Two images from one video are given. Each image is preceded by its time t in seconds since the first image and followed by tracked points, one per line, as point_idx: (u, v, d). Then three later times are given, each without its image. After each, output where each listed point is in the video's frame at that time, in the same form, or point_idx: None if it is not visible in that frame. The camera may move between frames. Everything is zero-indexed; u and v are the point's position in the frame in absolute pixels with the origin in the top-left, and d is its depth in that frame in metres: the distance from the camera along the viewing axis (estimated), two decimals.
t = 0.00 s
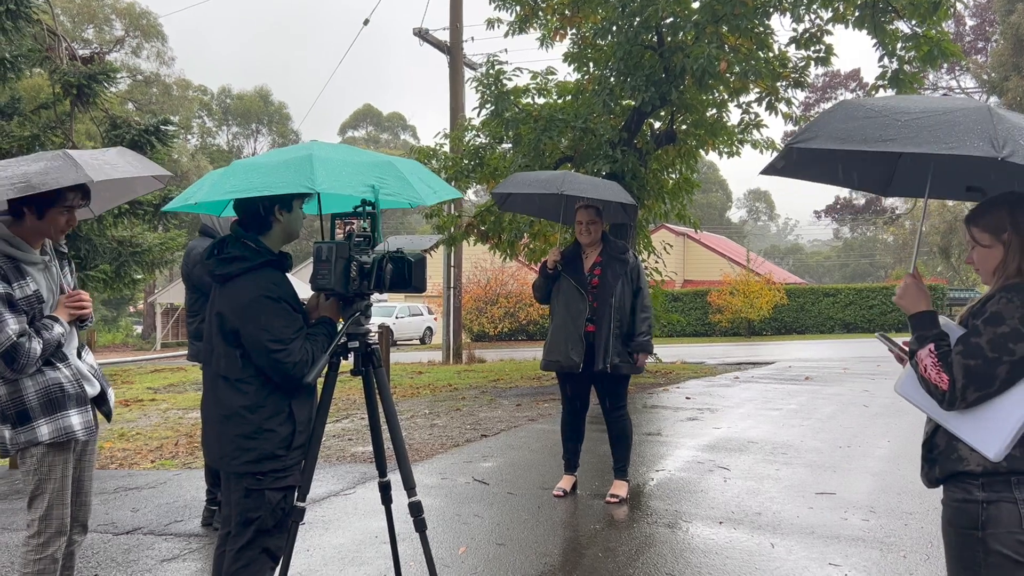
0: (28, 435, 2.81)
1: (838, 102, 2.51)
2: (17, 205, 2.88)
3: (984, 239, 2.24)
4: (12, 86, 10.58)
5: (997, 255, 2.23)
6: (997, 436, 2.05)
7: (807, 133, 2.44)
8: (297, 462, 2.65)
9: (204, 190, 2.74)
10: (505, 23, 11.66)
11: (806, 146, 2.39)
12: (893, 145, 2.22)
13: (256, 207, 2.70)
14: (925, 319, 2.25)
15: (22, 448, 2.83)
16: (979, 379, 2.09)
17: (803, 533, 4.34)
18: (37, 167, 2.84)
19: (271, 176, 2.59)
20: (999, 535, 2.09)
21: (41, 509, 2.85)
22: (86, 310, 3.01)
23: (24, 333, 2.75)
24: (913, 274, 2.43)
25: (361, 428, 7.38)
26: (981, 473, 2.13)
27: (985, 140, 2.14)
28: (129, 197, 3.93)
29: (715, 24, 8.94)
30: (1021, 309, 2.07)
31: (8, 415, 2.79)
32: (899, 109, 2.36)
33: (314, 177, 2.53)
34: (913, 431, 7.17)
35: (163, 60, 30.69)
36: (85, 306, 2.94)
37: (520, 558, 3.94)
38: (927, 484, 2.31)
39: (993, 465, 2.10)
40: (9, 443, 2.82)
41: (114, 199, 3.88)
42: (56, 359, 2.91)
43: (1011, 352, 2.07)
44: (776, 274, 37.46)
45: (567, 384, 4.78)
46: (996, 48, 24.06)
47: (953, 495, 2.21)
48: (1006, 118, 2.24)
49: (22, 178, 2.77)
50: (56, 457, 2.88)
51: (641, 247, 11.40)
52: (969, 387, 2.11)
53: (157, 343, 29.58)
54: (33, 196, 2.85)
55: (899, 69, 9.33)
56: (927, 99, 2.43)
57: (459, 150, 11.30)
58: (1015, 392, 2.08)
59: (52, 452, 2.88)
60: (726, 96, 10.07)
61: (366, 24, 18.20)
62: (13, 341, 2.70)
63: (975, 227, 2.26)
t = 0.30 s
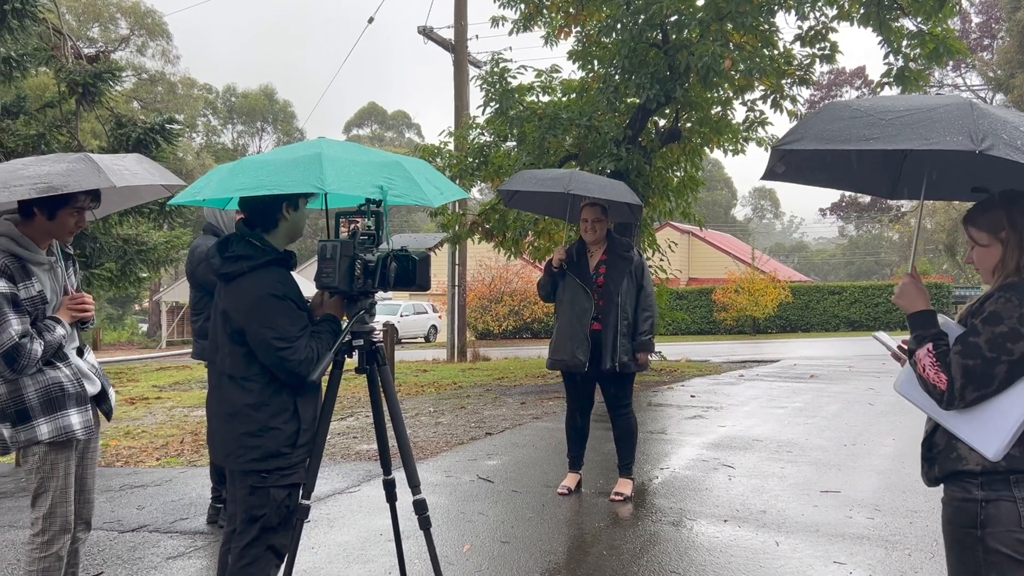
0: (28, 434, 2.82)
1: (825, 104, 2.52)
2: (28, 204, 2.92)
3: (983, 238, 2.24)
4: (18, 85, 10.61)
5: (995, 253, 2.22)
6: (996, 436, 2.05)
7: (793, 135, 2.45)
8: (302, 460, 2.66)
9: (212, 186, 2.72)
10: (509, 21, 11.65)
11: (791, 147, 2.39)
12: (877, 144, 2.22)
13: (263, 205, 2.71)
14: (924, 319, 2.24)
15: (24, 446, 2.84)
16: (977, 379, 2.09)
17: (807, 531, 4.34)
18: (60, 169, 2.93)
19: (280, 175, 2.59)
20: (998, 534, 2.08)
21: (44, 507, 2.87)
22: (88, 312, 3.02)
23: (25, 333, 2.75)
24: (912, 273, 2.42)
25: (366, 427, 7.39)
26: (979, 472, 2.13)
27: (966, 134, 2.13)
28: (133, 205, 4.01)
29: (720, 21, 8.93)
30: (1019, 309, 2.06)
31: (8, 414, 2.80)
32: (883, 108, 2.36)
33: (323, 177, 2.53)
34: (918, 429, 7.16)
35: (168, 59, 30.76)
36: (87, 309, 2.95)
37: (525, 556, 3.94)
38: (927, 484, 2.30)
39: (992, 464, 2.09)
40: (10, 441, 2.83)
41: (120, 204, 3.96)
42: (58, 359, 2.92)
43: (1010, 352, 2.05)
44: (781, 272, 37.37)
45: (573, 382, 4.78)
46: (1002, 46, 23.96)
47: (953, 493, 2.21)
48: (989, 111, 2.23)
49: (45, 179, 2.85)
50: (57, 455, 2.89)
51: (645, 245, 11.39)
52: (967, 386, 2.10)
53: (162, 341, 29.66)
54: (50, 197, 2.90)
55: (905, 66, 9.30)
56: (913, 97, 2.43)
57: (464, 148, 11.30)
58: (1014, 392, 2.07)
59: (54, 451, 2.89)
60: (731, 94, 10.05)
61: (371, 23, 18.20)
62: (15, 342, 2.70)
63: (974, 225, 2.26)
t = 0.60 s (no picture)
0: (32, 431, 2.84)
1: (814, 104, 2.51)
2: (36, 200, 2.95)
3: (981, 236, 2.23)
4: (25, 83, 10.65)
5: (993, 251, 2.21)
6: (997, 433, 2.04)
7: (784, 135, 2.43)
8: (306, 456, 2.67)
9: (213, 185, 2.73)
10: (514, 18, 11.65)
11: (782, 147, 2.37)
12: (868, 141, 2.20)
13: (266, 203, 2.71)
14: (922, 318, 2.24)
15: (27, 443, 2.86)
16: (976, 377, 2.08)
17: (812, 528, 4.34)
18: (72, 167, 2.98)
19: (283, 175, 2.59)
20: (998, 531, 2.08)
21: (49, 504, 2.88)
22: (92, 311, 3.05)
23: (30, 330, 2.77)
24: (911, 270, 2.42)
25: (371, 424, 7.41)
26: (978, 469, 2.12)
27: (955, 128, 2.13)
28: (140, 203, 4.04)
29: (725, 18, 8.91)
30: (1017, 307, 2.05)
31: (12, 411, 2.82)
32: (874, 106, 2.35)
33: (325, 179, 2.53)
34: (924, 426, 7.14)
35: (174, 57, 30.86)
36: (91, 307, 2.98)
37: (529, 552, 3.95)
38: (927, 481, 2.30)
39: (992, 462, 2.09)
40: (13, 438, 2.85)
41: (128, 202, 3.99)
42: (62, 356, 2.94)
43: (1008, 349, 2.05)
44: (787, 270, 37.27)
45: (578, 380, 4.78)
46: (1011, 42, 23.83)
47: (952, 490, 2.20)
48: (977, 107, 2.23)
49: (57, 177, 2.90)
50: (62, 452, 2.90)
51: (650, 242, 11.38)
52: (967, 384, 2.09)
53: (169, 338, 29.77)
54: (58, 194, 2.93)
55: (911, 62, 9.25)
56: (901, 95, 2.42)
57: (469, 145, 11.30)
58: (1013, 390, 2.06)
59: (58, 448, 2.90)
60: (736, 90, 10.03)
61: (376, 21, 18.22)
62: (20, 339, 2.72)
63: (971, 223, 2.25)
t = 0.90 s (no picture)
0: (34, 425, 2.85)
1: (812, 101, 2.49)
2: (40, 195, 2.96)
3: (978, 229, 2.22)
4: (31, 79, 10.69)
5: (990, 245, 2.20)
6: (992, 428, 2.03)
7: (780, 134, 2.43)
8: (305, 450, 2.68)
9: (213, 178, 2.73)
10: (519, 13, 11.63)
11: (779, 147, 2.36)
12: (865, 139, 2.20)
13: (265, 197, 2.72)
14: (917, 312, 2.23)
15: (30, 437, 2.88)
16: (973, 371, 2.07)
17: (815, 524, 4.32)
18: (77, 163, 2.98)
19: (281, 168, 2.59)
20: (995, 525, 2.07)
21: (51, 498, 2.89)
22: (95, 306, 3.05)
23: (32, 325, 2.79)
24: (909, 265, 2.40)
25: (375, 419, 7.43)
26: (976, 464, 2.11)
27: (954, 125, 2.11)
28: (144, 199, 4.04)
29: (731, 14, 8.88)
30: (1014, 301, 2.04)
31: (14, 405, 2.84)
32: (871, 103, 2.34)
33: (324, 172, 2.53)
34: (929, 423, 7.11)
35: (181, 53, 30.96)
36: (94, 302, 2.98)
37: (531, 548, 3.95)
38: (925, 476, 2.29)
39: (989, 457, 2.07)
40: (16, 432, 2.86)
41: (135, 199, 4.01)
42: (64, 351, 2.95)
43: (1004, 343, 2.03)
44: (794, 266, 37.17)
45: (580, 376, 4.77)
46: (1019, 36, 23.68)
47: (951, 484, 2.19)
48: (977, 102, 2.21)
49: (61, 172, 2.91)
50: (64, 446, 2.92)
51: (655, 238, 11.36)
52: (963, 379, 2.08)
53: (176, 334, 29.89)
54: (62, 189, 2.94)
55: (917, 57, 9.20)
56: (901, 91, 2.41)
57: (474, 141, 11.30)
58: (1010, 384, 2.05)
59: (61, 442, 2.91)
60: (742, 86, 9.99)
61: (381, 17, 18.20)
62: (22, 334, 2.73)
63: (968, 216, 2.24)
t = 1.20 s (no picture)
0: (37, 418, 2.87)
1: (808, 100, 2.49)
2: (43, 188, 2.97)
3: (976, 223, 2.21)
4: (38, 75, 10.72)
5: (989, 238, 2.19)
6: (993, 421, 2.03)
7: (776, 136, 2.41)
8: (305, 443, 2.69)
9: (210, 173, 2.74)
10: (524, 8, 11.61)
11: (775, 149, 2.36)
12: (861, 140, 2.19)
13: (262, 191, 2.72)
14: (916, 307, 2.22)
15: (33, 430, 2.89)
16: (973, 366, 2.06)
17: (818, 519, 4.32)
18: (80, 157, 2.99)
19: (276, 163, 2.59)
20: (995, 518, 2.07)
21: (54, 490, 2.90)
22: (99, 299, 3.07)
23: (37, 318, 2.80)
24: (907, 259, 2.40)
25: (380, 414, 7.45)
26: (976, 458, 2.11)
27: (952, 123, 2.10)
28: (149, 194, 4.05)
29: (735, 8, 8.86)
30: (1013, 295, 2.03)
31: (18, 398, 2.86)
32: (865, 102, 2.33)
33: (318, 165, 2.53)
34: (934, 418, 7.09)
35: (187, 49, 31.03)
36: (99, 295, 3.00)
37: (533, 542, 3.96)
38: (924, 470, 2.29)
39: (989, 451, 2.07)
40: (19, 424, 2.88)
41: (140, 193, 4.02)
42: (68, 344, 2.96)
43: (1004, 338, 2.03)
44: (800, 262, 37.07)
45: (581, 371, 4.77)
46: None
47: (951, 477, 2.19)
48: (974, 98, 2.19)
49: (64, 164, 2.92)
50: (67, 439, 2.93)
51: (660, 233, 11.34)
52: (964, 373, 2.07)
53: (183, 329, 30.01)
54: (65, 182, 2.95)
55: (923, 52, 9.15)
56: (898, 88, 2.40)
57: (479, 136, 11.30)
58: (1010, 378, 2.05)
59: (64, 436, 2.93)
60: (747, 80, 9.95)
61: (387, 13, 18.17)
62: (26, 327, 2.75)
63: (966, 209, 2.23)
